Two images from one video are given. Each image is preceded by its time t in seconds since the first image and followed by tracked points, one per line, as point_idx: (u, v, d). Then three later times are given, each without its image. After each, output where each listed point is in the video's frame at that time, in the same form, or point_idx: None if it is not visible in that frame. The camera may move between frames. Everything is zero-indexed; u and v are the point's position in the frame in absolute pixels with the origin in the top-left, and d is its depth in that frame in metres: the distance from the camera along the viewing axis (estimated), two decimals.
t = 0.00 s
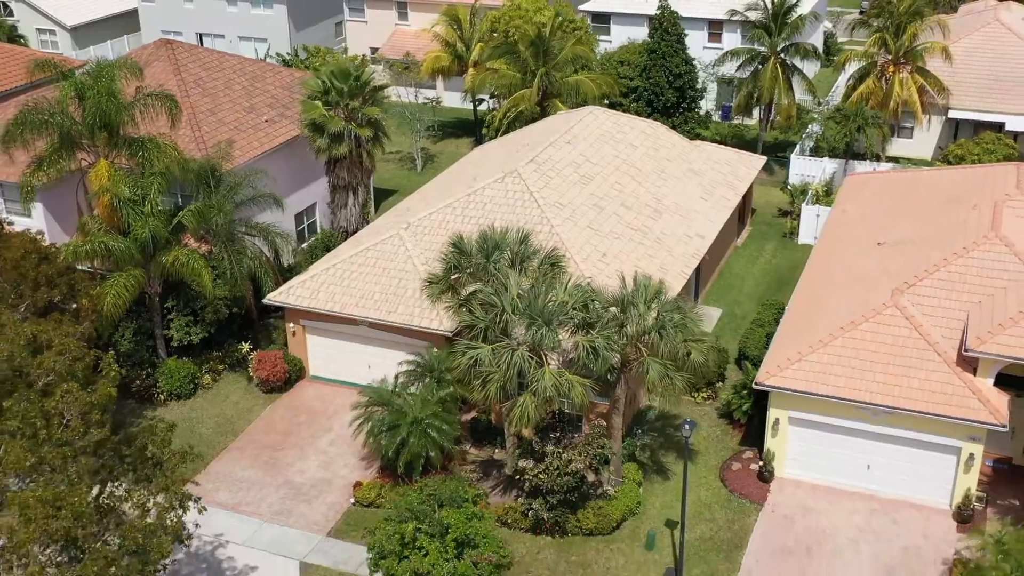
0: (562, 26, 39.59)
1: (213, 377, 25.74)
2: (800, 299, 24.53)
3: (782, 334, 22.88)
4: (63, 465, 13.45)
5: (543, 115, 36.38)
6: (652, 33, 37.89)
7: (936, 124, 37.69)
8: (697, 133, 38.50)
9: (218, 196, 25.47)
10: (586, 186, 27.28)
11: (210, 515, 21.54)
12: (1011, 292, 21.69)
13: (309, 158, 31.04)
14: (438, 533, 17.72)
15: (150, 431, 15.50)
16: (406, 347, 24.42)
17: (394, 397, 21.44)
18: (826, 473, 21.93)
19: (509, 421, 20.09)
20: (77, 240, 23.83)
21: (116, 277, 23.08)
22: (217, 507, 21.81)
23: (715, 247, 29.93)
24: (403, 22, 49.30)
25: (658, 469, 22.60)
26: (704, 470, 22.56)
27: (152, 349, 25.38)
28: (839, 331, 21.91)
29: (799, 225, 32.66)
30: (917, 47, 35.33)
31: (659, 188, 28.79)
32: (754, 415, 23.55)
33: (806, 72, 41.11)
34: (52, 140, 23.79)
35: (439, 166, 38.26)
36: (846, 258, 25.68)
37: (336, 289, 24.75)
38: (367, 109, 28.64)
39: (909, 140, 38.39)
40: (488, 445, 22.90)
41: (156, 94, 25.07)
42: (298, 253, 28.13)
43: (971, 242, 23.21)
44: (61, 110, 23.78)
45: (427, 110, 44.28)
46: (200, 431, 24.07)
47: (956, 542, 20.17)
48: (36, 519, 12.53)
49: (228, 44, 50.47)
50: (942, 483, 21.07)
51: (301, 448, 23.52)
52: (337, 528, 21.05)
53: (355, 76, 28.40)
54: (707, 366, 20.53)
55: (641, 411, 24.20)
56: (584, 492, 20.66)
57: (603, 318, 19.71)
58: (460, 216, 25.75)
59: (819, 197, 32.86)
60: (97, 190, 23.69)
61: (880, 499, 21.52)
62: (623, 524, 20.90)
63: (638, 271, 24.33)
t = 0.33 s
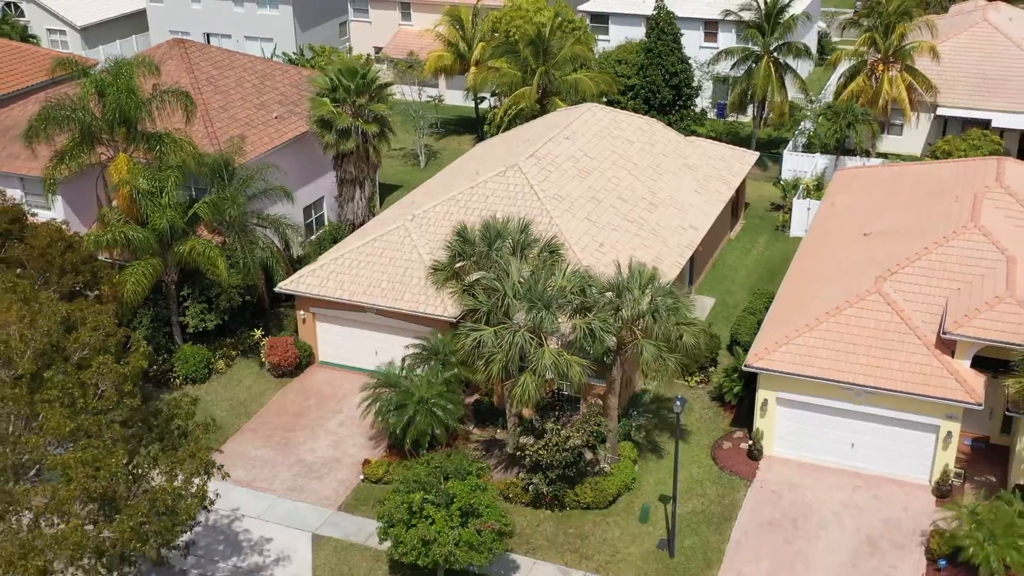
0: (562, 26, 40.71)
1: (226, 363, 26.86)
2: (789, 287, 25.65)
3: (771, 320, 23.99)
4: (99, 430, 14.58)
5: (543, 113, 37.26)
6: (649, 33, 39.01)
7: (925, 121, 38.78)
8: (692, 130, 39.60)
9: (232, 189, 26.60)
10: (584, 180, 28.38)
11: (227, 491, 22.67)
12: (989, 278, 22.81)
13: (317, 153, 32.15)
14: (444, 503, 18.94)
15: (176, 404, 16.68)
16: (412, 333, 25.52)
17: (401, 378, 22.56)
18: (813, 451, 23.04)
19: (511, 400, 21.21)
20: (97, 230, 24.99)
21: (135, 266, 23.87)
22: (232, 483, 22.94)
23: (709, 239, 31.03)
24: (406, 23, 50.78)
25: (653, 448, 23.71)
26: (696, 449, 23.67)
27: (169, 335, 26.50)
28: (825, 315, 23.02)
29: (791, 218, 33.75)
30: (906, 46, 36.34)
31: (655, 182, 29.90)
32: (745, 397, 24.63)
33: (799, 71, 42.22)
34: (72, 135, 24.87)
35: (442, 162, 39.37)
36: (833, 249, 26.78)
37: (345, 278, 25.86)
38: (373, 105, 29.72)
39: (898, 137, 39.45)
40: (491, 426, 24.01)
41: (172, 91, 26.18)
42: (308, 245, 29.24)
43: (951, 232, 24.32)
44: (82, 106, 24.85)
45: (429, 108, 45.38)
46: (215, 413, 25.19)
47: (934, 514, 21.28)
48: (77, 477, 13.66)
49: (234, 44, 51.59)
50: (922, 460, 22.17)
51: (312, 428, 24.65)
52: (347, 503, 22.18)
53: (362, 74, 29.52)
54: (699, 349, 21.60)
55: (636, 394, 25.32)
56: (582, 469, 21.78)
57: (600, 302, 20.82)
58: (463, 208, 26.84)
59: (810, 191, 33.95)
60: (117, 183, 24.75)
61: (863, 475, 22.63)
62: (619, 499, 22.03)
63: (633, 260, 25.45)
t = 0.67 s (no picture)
0: (562, 27, 42.04)
1: (241, 349, 28.19)
2: (777, 276, 26.96)
3: (760, 307, 25.31)
4: (136, 400, 15.87)
5: (543, 111, 38.65)
6: (645, 33, 40.43)
7: (912, 119, 40.06)
8: (688, 128, 40.93)
9: (246, 183, 27.92)
10: (582, 175, 29.67)
11: (244, 467, 23.99)
12: (965, 267, 24.10)
13: (327, 150, 33.50)
14: (451, 474, 20.34)
15: (202, 378, 18.03)
16: (419, 320, 26.83)
17: (408, 361, 23.89)
18: (798, 430, 24.34)
19: (513, 381, 22.53)
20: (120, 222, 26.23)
21: (155, 257, 25.63)
22: (249, 460, 24.26)
23: (703, 232, 32.33)
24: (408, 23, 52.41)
25: (647, 427, 25.03)
26: (689, 429, 24.98)
27: (187, 322, 27.86)
28: (810, 302, 24.33)
29: (782, 213, 35.06)
30: (894, 46, 37.73)
31: (650, 177, 31.20)
32: (735, 380, 25.93)
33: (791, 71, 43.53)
34: (94, 131, 26.18)
35: (446, 159, 40.69)
36: (820, 240, 28.07)
37: (354, 267, 27.18)
38: (381, 103, 31.05)
39: (887, 135, 40.78)
40: (493, 407, 25.34)
41: (189, 90, 27.47)
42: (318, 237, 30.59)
43: (931, 223, 25.61)
44: (105, 103, 26.18)
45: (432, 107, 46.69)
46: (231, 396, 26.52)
47: (911, 488, 22.60)
48: (120, 442, 15.05)
49: (242, 44, 52.92)
50: (901, 438, 23.47)
51: (324, 410, 25.98)
52: (358, 479, 23.52)
53: (370, 73, 30.84)
54: (690, 332, 22.88)
55: (632, 378, 26.64)
56: (579, 445, 23.11)
57: (597, 288, 22.10)
58: (467, 201, 28.14)
59: (800, 186, 35.25)
60: (137, 177, 26.18)
61: (845, 452, 23.94)
62: (614, 474, 23.36)
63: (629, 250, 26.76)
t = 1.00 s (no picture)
0: (561, 30, 43.57)
1: (256, 336, 29.70)
2: (763, 266, 28.46)
3: (747, 295, 26.80)
4: (169, 373, 17.48)
5: (543, 110, 40.15)
6: (641, 35, 42.01)
7: (899, 117, 41.54)
8: (682, 126, 42.43)
9: (261, 178, 29.42)
10: (580, 170, 31.15)
11: (261, 445, 25.50)
12: (939, 255, 25.58)
13: (336, 147, 35.01)
14: (456, 447, 21.89)
15: (228, 356, 19.54)
16: (424, 308, 28.33)
17: (415, 344, 25.40)
18: (783, 410, 25.83)
19: (515, 362, 24.02)
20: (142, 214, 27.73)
21: (177, 247, 27.25)
22: (265, 438, 25.77)
23: (696, 225, 33.81)
24: (413, 25, 53.84)
25: (641, 407, 26.54)
26: (680, 409, 26.48)
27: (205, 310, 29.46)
28: (793, 289, 25.83)
29: (772, 207, 36.55)
30: (880, 47, 39.23)
31: (644, 172, 32.71)
32: (724, 363, 27.42)
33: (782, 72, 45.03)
34: (115, 127, 27.66)
35: (448, 156, 42.18)
36: (806, 232, 29.56)
37: (364, 258, 28.68)
38: (387, 103, 32.56)
39: (875, 133, 42.27)
40: (495, 389, 26.85)
41: (206, 90, 28.97)
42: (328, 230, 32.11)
43: (909, 215, 27.10)
44: (127, 102, 27.69)
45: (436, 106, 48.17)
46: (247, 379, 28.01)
47: (888, 462, 24.11)
48: (158, 412, 16.46)
49: (250, 46, 54.43)
50: (878, 416, 24.96)
51: (335, 392, 27.49)
52: (369, 456, 25.04)
53: (377, 74, 32.31)
54: (680, 317, 24.37)
55: (627, 362, 28.14)
56: (576, 423, 24.61)
57: (593, 275, 23.58)
58: (470, 196, 29.63)
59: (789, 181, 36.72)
60: (160, 172, 27.81)
61: (827, 430, 25.45)
62: (609, 451, 24.86)
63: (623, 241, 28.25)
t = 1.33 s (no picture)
0: (560, 33, 45.28)
1: (271, 324, 31.43)
2: (751, 257, 30.16)
3: (735, 284, 28.51)
4: (202, 349, 19.22)
5: (543, 110, 41.80)
6: (637, 38, 43.71)
7: (885, 117, 43.22)
8: (677, 126, 44.12)
9: (276, 175, 31.13)
10: (578, 167, 32.85)
11: (278, 424, 27.20)
12: (914, 246, 27.27)
13: (345, 146, 36.73)
14: (462, 422, 23.66)
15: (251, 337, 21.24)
16: (431, 297, 30.03)
17: (423, 330, 27.11)
18: (768, 391, 27.51)
19: (516, 345, 25.72)
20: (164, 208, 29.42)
21: (197, 239, 28.85)
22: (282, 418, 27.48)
23: (688, 219, 35.51)
24: (418, 29, 54.48)
25: (635, 389, 28.25)
26: (671, 391, 28.18)
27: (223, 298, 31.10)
28: (777, 278, 27.54)
29: (762, 203, 38.23)
30: (866, 50, 40.89)
31: (639, 169, 34.42)
32: (713, 348, 29.12)
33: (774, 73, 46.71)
34: (138, 126, 29.33)
35: (452, 155, 43.87)
36: (792, 225, 31.26)
37: (373, 250, 30.39)
38: (395, 103, 34.28)
39: (862, 132, 43.95)
40: (498, 372, 28.57)
41: (224, 91, 30.66)
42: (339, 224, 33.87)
43: (887, 209, 28.79)
44: (151, 103, 29.39)
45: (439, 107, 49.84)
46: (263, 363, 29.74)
47: (865, 439, 25.81)
48: (193, 384, 18.12)
49: (259, 48, 56.25)
50: (857, 396, 26.66)
51: (347, 375, 29.21)
52: (379, 434, 26.76)
53: (385, 77, 33.98)
54: (671, 304, 26.03)
55: (622, 348, 29.85)
56: (574, 403, 26.32)
57: (589, 264, 25.24)
58: (474, 191, 31.32)
59: (778, 178, 38.42)
60: (181, 169, 29.39)
61: (809, 410, 27.14)
62: (605, 429, 26.58)
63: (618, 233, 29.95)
